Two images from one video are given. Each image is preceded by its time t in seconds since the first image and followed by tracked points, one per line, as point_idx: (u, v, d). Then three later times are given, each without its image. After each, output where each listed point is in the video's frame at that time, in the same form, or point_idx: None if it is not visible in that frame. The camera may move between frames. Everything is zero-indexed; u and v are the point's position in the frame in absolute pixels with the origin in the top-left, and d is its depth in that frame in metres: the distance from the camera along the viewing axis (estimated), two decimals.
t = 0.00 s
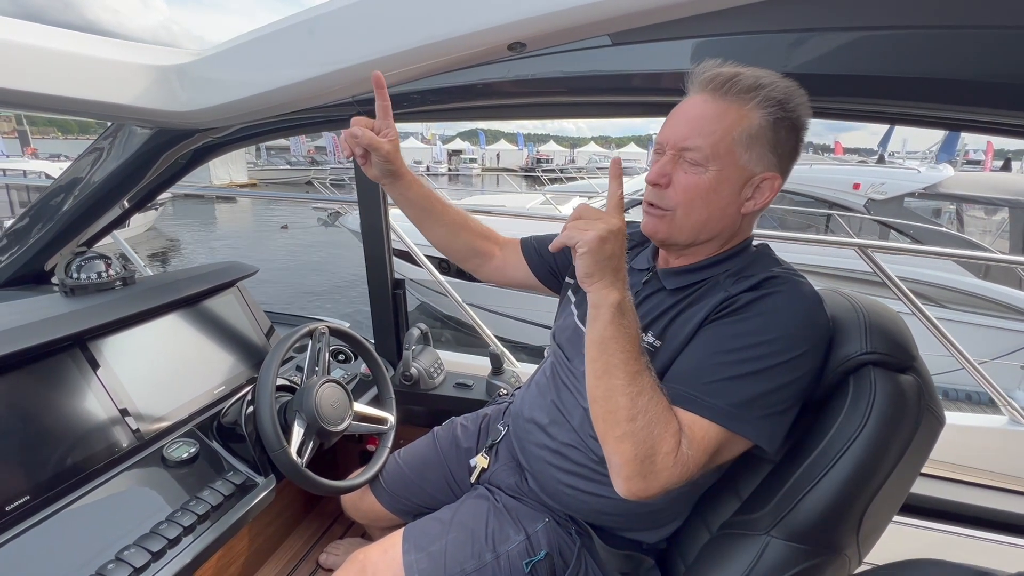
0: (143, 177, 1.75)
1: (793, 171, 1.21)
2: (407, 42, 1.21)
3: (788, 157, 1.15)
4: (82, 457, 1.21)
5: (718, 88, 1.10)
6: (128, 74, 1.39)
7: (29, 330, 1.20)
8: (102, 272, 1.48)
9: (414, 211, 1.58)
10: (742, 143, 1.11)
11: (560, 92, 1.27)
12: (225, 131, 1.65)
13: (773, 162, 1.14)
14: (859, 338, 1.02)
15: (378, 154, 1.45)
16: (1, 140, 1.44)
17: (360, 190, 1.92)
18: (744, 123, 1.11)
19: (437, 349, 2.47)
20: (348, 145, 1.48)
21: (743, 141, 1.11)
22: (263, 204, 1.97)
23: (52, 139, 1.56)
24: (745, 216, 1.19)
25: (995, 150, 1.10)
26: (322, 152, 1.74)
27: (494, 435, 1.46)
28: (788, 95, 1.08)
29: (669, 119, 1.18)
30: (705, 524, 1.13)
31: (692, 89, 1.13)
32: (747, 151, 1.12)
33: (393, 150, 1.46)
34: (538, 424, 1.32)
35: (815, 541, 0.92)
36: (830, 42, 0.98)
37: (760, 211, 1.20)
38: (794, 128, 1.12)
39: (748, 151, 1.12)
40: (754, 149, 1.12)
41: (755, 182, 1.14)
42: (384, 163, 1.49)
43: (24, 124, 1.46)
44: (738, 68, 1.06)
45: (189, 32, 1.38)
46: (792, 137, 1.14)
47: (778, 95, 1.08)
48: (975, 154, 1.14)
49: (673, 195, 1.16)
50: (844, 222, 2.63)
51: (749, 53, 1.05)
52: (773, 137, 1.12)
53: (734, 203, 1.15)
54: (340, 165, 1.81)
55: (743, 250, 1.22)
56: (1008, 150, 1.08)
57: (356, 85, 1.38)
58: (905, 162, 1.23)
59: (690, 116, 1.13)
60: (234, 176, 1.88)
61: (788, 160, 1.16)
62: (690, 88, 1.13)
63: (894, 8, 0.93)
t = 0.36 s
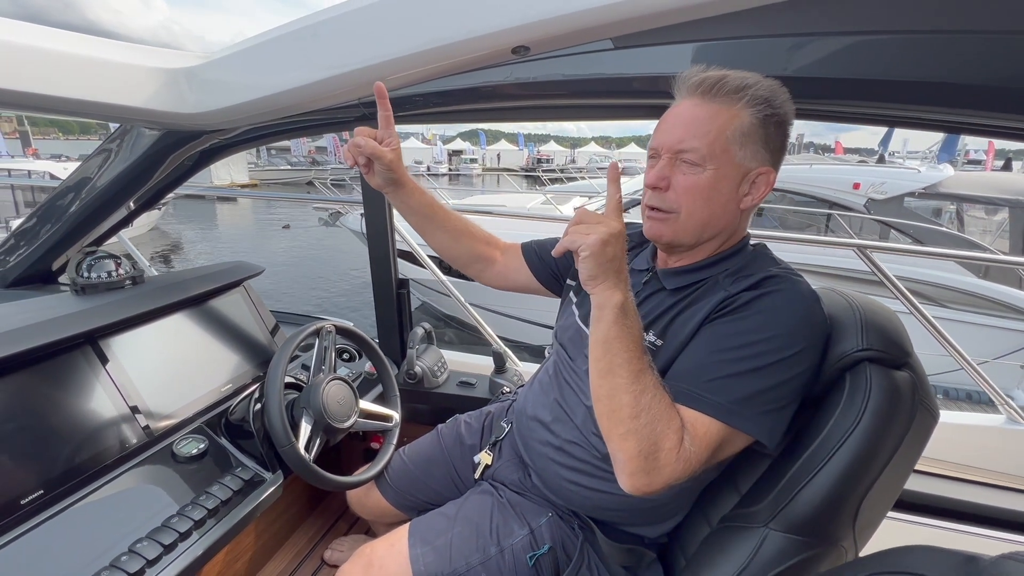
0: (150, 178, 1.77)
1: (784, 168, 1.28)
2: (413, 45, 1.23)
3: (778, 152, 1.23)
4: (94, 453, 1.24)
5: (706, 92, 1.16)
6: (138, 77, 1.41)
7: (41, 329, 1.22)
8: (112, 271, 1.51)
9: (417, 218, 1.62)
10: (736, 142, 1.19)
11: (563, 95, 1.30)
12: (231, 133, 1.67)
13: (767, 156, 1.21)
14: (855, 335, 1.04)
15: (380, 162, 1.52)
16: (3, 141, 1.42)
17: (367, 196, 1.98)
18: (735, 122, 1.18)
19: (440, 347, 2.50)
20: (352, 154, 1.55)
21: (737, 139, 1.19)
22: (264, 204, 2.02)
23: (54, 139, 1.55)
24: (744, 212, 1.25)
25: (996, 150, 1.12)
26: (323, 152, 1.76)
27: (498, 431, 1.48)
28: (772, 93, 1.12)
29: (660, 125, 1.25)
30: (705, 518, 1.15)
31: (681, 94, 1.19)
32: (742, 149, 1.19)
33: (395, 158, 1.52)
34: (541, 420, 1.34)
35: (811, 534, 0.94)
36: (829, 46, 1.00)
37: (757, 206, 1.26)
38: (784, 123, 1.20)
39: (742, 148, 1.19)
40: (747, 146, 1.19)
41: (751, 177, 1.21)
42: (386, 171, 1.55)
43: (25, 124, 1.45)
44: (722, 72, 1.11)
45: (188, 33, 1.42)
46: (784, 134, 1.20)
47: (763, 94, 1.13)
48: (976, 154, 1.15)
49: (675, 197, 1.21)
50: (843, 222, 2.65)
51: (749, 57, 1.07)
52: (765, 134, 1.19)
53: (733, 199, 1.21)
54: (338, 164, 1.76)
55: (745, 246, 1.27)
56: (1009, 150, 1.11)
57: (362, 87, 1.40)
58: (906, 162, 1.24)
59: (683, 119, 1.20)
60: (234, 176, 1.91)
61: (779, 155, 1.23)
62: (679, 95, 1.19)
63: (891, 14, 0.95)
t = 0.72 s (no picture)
0: (154, 179, 1.79)
1: (785, 176, 1.25)
2: (416, 47, 1.24)
3: (771, 162, 1.20)
4: (100, 451, 1.25)
5: (701, 97, 1.18)
6: (144, 81, 1.43)
7: (49, 328, 1.23)
8: (118, 271, 1.52)
9: (418, 219, 1.63)
10: (719, 148, 1.19)
11: (564, 98, 1.31)
12: (236, 135, 1.68)
13: (753, 164, 1.19)
14: (851, 335, 1.05)
15: (382, 167, 1.53)
16: (4, 140, 1.47)
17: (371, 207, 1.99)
18: (721, 130, 1.18)
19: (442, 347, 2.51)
20: (356, 159, 1.56)
21: (720, 145, 1.19)
22: (264, 204, 2.03)
23: (55, 140, 1.57)
24: (730, 219, 1.23)
25: (998, 150, 1.12)
26: (324, 152, 1.78)
27: (499, 430, 1.49)
28: (773, 98, 1.13)
29: (661, 128, 1.26)
30: (704, 516, 1.17)
31: (680, 98, 1.20)
32: (726, 157, 1.19)
33: (397, 163, 1.53)
34: (542, 419, 1.35)
35: (807, 530, 0.95)
36: (827, 51, 1.02)
37: (748, 214, 1.24)
38: (774, 132, 1.18)
39: (726, 154, 1.19)
40: (731, 154, 1.19)
41: (737, 185, 1.20)
42: (389, 176, 1.56)
43: (27, 125, 1.46)
44: (716, 77, 1.12)
45: (190, 32, 1.45)
46: (775, 143, 1.19)
47: (756, 102, 1.15)
48: (977, 154, 1.16)
49: (657, 197, 1.23)
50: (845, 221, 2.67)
51: (748, 61, 1.08)
52: (752, 142, 1.18)
53: (714, 205, 1.21)
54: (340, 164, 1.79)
55: (732, 254, 1.26)
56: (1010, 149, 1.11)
57: (366, 91, 1.42)
58: (907, 161, 1.28)
59: (677, 123, 1.21)
60: (235, 178, 1.94)
61: (772, 166, 1.21)
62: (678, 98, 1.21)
63: (887, 19, 0.96)
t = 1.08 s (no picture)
0: (158, 183, 1.80)
1: (785, 181, 1.25)
2: (418, 50, 1.25)
3: (772, 167, 1.20)
4: (102, 451, 1.26)
5: (702, 103, 1.17)
6: (147, 83, 1.44)
7: (55, 329, 1.25)
8: (123, 273, 1.54)
9: (415, 224, 1.63)
10: (720, 153, 1.18)
11: (564, 102, 1.33)
12: (240, 138, 1.70)
13: (752, 170, 1.19)
14: (847, 338, 1.06)
15: (377, 173, 1.52)
16: (7, 140, 1.52)
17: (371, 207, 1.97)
18: (722, 134, 1.18)
19: (444, 349, 2.53)
20: (348, 166, 1.54)
21: (720, 150, 1.18)
22: (265, 206, 2.05)
23: (58, 141, 1.60)
24: (729, 222, 1.24)
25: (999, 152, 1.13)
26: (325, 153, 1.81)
27: (499, 431, 1.51)
28: (773, 103, 1.13)
29: (662, 132, 1.27)
30: (703, 516, 1.18)
31: (682, 102, 1.21)
32: (726, 161, 1.19)
33: (391, 168, 1.53)
34: (542, 420, 1.36)
35: (804, 531, 0.96)
36: (826, 56, 1.03)
37: (747, 218, 1.24)
38: (774, 138, 1.17)
39: (726, 159, 1.19)
40: (731, 158, 1.19)
41: (736, 190, 1.20)
42: (383, 181, 1.56)
43: (29, 127, 1.50)
44: (717, 82, 1.13)
45: (192, 34, 1.48)
46: (776, 148, 1.18)
47: (756, 108, 1.14)
48: (980, 154, 1.18)
49: (657, 200, 1.24)
50: (845, 219, 2.73)
51: (747, 67, 1.09)
52: (752, 147, 1.17)
53: (713, 209, 1.21)
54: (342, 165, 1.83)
55: (731, 257, 1.27)
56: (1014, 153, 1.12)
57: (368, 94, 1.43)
58: (908, 159, 1.28)
59: (677, 127, 1.21)
60: (238, 179, 1.96)
61: (772, 170, 1.20)
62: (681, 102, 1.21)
63: (885, 24, 0.97)
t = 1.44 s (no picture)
0: (157, 184, 1.80)
1: (787, 180, 1.18)
2: (418, 49, 1.25)
3: (775, 166, 1.13)
4: (99, 452, 1.26)
5: (703, 102, 1.12)
6: (147, 83, 1.44)
7: (54, 329, 1.25)
8: (121, 274, 1.53)
9: (407, 228, 1.62)
10: (721, 152, 1.12)
11: (566, 103, 1.32)
12: (240, 138, 1.70)
13: (755, 170, 1.12)
14: (848, 340, 1.05)
15: (364, 178, 1.50)
16: (9, 140, 1.50)
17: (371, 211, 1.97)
18: (723, 133, 1.11)
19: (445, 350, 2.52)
20: (333, 171, 1.52)
21: (722, 149, 1.12)
22: (265, 207, 2.04)
23: (60, 141, 1.59)
24: (731, 223, 1.18)
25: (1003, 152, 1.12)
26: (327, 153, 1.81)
27: (498, 434, 1.50)
28: (771, 104, 1.09)
29: (662, 131, 1.20)
30: (702, 521, 1.17)
31: (683, 100, 1.16)
32: (727, 160, 1.12)
33: (379, 171, 1.50)
34: (540, 422, 1.36)
35: (804, 535, 0.96)
36: (828, 56, 1.02)
37: (750, 217, 1.19)
38: (778, 137, 1.11)
39: (727, 158, 1.12)
40: (733, 157, 1.12)
41: (738, 190, 1.14)
42: (371, 186, 1.53)
43: (32, 127, 1.49)
44: (717, 82, 1.10)
45: (193, 34, 1.49)
46: (780, 146, 1.12)
47: (758, 108, 1.08)
48: (983, 154, 1.17)
49: (657, 200, 1.19)
50: (848, 219, 2.73)
51: (749, 67, 1.09)
52: (755, 146, 1.10)
53: (714, 209, 1.15)
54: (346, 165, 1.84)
55: (732, 258, 1.25)
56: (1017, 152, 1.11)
57: (368, 95, 1.42)
58: (910, 159, 1.26)
59: (679, 126, 1.15)
60: (240, 179, 1.95)
61: (775, 170, 1.14)
62: (683, 99, 1.16)
63: (887, 24, 0.97)
